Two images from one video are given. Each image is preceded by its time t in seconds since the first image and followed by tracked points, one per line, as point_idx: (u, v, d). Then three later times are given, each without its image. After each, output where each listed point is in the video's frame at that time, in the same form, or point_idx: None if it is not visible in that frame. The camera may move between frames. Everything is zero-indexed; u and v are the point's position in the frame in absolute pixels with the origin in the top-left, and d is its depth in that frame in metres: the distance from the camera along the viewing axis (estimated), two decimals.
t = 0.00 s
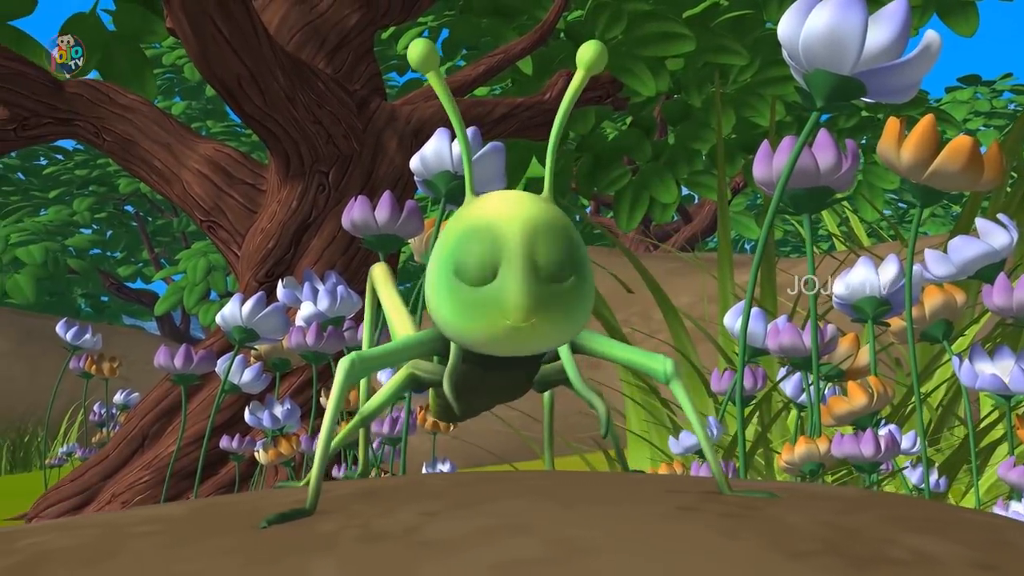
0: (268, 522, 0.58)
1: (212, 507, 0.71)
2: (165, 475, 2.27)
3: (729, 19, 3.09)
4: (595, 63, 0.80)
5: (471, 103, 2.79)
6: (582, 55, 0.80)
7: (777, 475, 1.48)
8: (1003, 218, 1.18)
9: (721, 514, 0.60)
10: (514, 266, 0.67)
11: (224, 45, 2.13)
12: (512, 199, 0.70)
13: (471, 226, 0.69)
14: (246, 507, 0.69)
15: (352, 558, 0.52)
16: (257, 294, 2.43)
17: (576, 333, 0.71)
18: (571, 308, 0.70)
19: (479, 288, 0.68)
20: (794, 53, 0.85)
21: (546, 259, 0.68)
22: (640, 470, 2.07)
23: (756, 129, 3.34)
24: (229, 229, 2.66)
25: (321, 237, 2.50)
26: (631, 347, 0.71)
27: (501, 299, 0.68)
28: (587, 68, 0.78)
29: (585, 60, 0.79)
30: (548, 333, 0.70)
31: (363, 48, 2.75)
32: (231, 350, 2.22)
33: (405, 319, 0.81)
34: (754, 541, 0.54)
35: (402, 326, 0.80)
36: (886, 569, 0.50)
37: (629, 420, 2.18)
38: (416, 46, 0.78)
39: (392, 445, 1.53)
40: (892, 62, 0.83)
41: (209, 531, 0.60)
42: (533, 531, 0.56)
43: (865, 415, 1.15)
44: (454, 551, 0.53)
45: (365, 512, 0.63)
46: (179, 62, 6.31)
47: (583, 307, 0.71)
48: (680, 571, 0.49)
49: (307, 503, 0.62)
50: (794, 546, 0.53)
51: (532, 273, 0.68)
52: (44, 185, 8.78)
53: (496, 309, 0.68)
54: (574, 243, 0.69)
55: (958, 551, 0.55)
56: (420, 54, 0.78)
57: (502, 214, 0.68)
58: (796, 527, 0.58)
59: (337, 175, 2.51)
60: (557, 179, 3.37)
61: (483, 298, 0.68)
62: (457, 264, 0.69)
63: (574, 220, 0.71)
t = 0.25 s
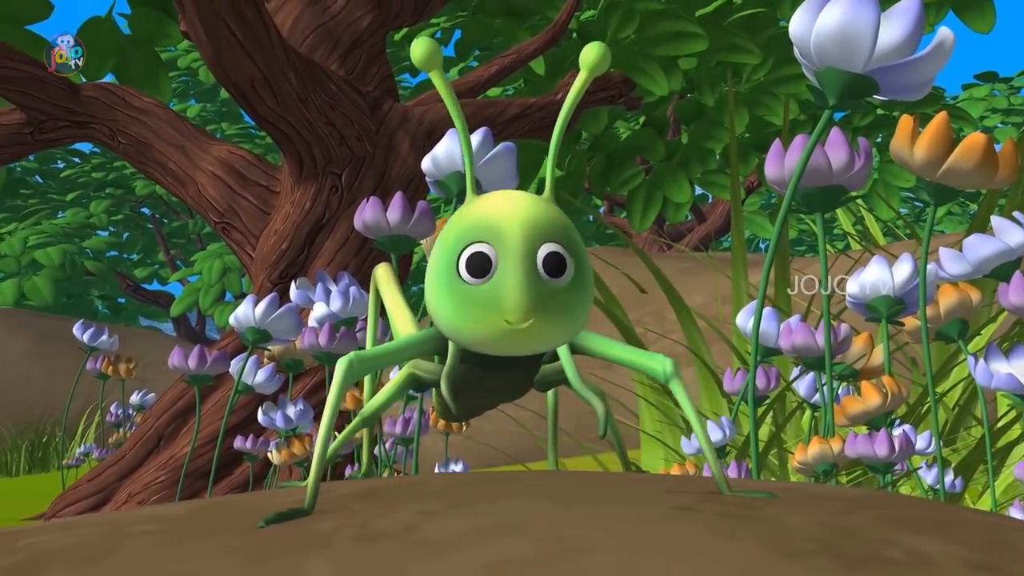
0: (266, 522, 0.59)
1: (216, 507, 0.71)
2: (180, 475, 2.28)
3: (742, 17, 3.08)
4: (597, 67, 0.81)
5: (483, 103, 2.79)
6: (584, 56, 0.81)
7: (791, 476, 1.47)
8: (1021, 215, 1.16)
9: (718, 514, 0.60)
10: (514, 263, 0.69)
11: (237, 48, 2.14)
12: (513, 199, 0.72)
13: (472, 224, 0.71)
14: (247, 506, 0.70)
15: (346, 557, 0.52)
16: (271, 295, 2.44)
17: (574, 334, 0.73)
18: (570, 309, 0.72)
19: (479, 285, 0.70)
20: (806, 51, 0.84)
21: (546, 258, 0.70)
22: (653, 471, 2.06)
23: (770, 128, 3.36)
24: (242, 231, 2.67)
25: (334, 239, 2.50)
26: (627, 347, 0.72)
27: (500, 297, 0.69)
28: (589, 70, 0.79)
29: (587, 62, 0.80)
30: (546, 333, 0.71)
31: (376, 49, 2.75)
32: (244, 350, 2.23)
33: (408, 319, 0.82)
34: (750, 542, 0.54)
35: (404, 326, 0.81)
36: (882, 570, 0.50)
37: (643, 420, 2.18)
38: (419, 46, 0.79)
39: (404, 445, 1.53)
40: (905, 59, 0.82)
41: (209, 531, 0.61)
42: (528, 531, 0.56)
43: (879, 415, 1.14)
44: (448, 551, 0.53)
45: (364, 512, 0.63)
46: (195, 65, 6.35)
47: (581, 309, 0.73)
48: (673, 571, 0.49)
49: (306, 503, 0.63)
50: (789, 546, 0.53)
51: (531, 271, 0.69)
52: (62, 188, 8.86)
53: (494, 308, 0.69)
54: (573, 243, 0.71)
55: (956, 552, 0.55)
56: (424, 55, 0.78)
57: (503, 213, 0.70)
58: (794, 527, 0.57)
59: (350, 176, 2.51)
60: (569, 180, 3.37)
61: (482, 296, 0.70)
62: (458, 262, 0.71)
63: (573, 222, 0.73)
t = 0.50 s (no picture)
0: (264, 521, 0.59)
1: (218, 507, 0.72)
2: (195, 476, 2.30)
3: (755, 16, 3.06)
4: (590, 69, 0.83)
5: (494, 104, 2.79)
6: (578, 54, 0.82)
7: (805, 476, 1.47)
8: None
9: (715, 514, 0.59)
10: (511, 231, 0.71)
11: (250, 50, 2.15)
12: (510, 182, 0.75)
13: (471, 202, 0.73)
14: (248, 507, 0.70)
15: (341, 556, 0.52)
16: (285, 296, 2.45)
17: (570, 312, 0.73)
18: (566, 284, 0.72)
19: (476, 256, 0.71)
20: (817, 50, 0.84)
21: (542, 231, 0.72)
22: (667, 471, 2.06)
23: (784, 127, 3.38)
24: (256, 232, 2.69)
25: (348, 240, 2.51)
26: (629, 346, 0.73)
27: (495, 266, 0.70)
28: (584, 67, 0.80)
29: (582, 59, 0.82)
30: (543, 307, 0.72)
31: (388, 51, 2.76)
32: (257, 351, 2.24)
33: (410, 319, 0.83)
34: (745, 542, 0.53)
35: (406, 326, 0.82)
36: (877, 570, 0.50)
37: (657, 420, 2.17)
38: (422, 40, 0.79)
39: (417, 445, 1.54)
40: (918, 56, 0.82)
41: (207, 530, 0.61)
42: (523, 530, 0.56)
43: (894, 416, 1.13)
44: (441, 550, 0.53)
45: (361, 511, 0.63)
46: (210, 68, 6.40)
47: (577, 287, 0.74)
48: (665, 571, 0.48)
49: (304, 503, 0.63)
50: (784, 547, 0.53)
51: (528, 241, 0.71)
52: (79, 192, 8.94)
53: (491, 278, 0.70)
54: (569, 222, 0.74)
55: (954, 552, 0.54)
56: (427, 47, 0.79)
57: (501, 190, 0.73)
58: (790, 527, 0.57)
59: (363, 177, 2.52)
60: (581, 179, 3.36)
61: (478, 266, 0.71)
62: (455, 237, 0.72)
63: (569, 207, 0.76)
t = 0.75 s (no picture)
0: (263, 520, 0.60)
1: (220, 506, 0.72)
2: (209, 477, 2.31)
3: (769, 14, 3.04)
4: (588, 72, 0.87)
5: (506, 104, 2.79)
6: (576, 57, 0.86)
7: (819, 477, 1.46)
8: None
9: (712, 514, 0.59)
10: (509, 215, 0.74)
11: (263, 52, 2.16)
12: (508, 175, 0.79)
13: (471, 190, 0.77)
14: (249, 506, 0.70)
15: (337, 556, 0.53)
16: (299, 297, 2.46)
17: (567, 298, 0.76)
18: (561, 268, 0.75)
19: (474, 238, 0.74)
20: (829, 47, 0.84)
21: (539, 217, 0.75)
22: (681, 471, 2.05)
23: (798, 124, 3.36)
24: (270, 234, 2.70)
25: (360, 241, 2.52)
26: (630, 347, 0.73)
27: (492, 247, 0.73)
28: (580, 68, 0.83)
29: (581, 60, 0.84)
30: (540, 291, 0.74)
31: (400, 52, 2.76)
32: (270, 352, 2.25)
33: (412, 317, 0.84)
34: (740, 542, 0.53)
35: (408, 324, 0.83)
36: (871, 571, 0.49)
37: (670, 420, 2.16)
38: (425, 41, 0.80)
39: (429, 445, 1.54)
40: (931, 53, 0.81)
41: (206, 529, 0.61)
42: (518, 530, 0.56)
43: (908, 416, 1.12)
44: (435, 550, 0.53)
45: (360, 511, 0.63)
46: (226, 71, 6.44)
47: (574, 274, 0.76)
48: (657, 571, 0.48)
49: (303, 502, 0.64)
50: (778, 547, 0.52)
51: (525, 226, 0.74)
52: (96, 194, 9.01)
53: (488, 259, 0.73)
54: (565, 210, 0.77)
55: (950, 553, 0.54)
56: (430, 48, 0.80)
57: (499, 179, 0.77)
58: (787, 527, 0.57)
59: (376, 178, 2.53)
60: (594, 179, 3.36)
61: (476, 248, 0.74)
62: (455, 222, 0.76)
63: (566, 198, 0.79)
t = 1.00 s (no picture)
0: (261, 519, 0.60)
1: (223, 506, 0.73)
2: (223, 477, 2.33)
3: (781, 12, 3.03)
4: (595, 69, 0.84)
5: (518, 105, 2.79)
6: (581, 56, 0.84)
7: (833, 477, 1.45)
8: None
9: (709, 515, 0.59)
10: (506, 238, 0.72)
11: (276, 55, 2.18)
12: (509, 186, 0.76)
13: (470, 205, 0.75)
14: (251, 506, 0.71)
15: (331, 556, 0.53)
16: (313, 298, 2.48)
17: (565, 316, 0.75)
18: (559, 290, 0.74)
19: (471, 261, 0.73)
20: (841, 45, 0.83)
21: (537, 238, 0.73)
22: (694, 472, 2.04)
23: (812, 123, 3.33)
24: (284, 235, 2.71)
25: (373, 242, 2.53)
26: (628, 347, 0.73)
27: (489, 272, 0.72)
28: (585, 69, 0.81)
29: (585, 61, 0.83)
30: (537, 313, 0.74)
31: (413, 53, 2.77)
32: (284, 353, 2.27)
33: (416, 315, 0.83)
34: (735, 542, 0.53)
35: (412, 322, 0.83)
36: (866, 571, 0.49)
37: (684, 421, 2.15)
38: (423, 40, 0.80)
39: (442, 445, 1.54)
40: (944, 50, 0.81)
41: (205, 529, 0.62)
42: (513, 530, 0.56)
43: (923, 415, 1.12)
44: (429, 549, 0.53)
45: (359, 511, 0.63)
46: (240, 73, 6.49)
47: (573, 292, 0.75)
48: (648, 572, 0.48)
49: (302, 502, 0.64)
50: (774, 547, 0.52)
51: (522, 249, 0.72)
52: (113, 197, 9.09)
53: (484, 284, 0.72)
54: (566, 226, 0.75)
55: (947, 553, 0.54)
56: (427, 49, 0.79)
57: (498, 195, 0.74)
58: (783, 527, 0.57)
59: (389, 179, 2.54)
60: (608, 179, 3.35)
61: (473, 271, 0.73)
62: (453, 240, 0.75)
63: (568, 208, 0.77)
